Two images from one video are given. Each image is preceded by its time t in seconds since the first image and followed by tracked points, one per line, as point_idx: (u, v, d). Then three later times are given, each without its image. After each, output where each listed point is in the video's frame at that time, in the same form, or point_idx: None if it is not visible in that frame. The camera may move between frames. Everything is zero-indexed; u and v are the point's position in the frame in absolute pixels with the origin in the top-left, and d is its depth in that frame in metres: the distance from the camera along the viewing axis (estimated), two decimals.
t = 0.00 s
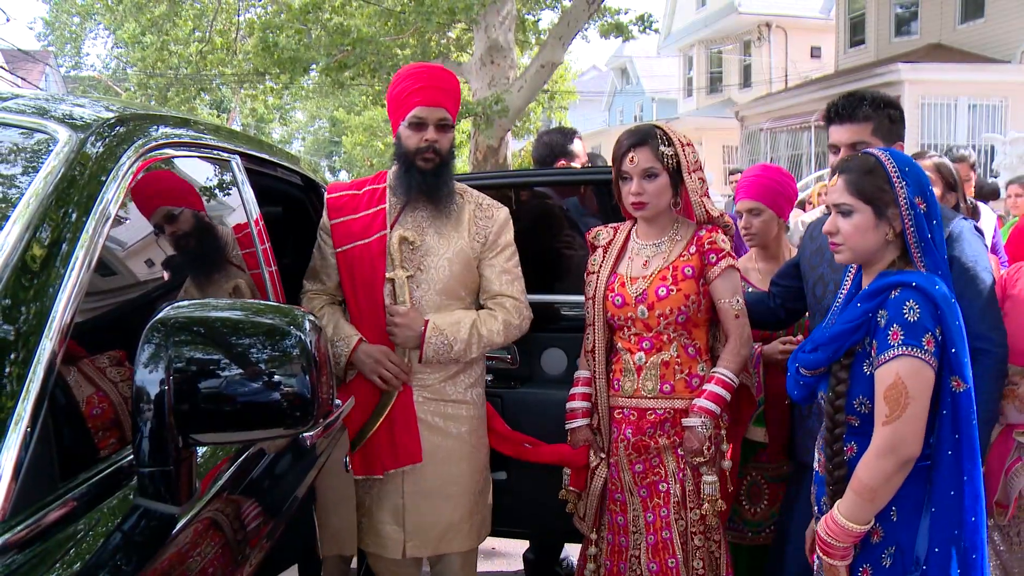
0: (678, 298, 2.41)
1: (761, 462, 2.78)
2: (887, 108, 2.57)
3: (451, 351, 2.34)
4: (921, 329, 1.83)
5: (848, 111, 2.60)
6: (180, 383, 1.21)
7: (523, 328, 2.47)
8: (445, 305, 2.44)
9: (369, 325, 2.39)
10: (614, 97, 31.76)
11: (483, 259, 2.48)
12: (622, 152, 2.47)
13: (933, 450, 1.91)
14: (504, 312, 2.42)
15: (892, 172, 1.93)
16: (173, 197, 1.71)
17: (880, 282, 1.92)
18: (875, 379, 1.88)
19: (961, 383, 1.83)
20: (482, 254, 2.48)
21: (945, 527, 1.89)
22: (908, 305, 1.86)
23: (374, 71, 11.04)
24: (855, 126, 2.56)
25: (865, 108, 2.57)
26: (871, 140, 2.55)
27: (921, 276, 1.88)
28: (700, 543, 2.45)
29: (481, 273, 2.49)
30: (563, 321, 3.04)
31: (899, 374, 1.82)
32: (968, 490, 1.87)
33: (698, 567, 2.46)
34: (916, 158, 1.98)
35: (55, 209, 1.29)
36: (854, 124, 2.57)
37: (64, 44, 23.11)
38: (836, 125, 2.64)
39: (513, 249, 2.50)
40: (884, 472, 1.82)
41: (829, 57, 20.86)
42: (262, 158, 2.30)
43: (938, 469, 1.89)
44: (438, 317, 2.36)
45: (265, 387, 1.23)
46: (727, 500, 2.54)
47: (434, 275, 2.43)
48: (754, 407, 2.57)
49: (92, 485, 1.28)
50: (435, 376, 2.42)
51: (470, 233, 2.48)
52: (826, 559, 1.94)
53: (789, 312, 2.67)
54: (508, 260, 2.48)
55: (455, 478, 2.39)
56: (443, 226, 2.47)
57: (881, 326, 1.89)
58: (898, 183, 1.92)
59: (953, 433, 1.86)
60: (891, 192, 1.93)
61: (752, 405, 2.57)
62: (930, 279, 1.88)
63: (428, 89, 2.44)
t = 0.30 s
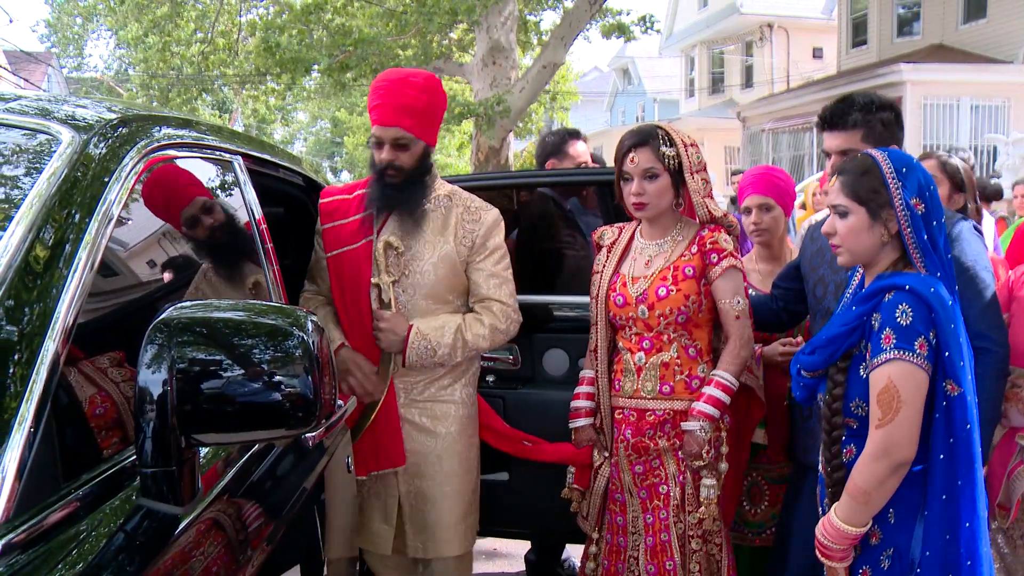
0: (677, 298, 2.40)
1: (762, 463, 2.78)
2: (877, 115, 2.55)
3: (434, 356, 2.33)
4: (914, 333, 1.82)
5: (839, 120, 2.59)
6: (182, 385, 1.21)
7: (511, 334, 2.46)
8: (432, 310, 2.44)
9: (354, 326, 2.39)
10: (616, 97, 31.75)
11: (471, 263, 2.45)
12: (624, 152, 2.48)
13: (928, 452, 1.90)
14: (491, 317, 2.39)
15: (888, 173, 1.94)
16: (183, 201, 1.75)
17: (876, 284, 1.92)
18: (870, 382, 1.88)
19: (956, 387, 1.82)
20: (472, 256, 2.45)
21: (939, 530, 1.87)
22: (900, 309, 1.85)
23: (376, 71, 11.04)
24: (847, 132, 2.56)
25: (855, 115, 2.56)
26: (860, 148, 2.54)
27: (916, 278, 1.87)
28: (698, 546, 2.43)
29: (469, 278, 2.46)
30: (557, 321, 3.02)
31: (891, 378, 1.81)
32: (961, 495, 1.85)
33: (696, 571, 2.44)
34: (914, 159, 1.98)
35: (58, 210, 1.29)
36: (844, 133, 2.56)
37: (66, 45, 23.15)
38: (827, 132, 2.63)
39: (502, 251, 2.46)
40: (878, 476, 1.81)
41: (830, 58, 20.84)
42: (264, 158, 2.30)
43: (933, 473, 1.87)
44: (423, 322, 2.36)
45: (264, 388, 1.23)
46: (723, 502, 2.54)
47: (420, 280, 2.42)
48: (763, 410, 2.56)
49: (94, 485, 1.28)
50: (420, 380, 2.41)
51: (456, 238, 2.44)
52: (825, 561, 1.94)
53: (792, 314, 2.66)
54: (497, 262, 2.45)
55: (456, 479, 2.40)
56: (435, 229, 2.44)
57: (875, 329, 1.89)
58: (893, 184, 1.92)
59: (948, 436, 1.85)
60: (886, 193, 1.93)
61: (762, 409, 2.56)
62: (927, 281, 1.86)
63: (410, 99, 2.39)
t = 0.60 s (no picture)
0: (681, 298, 2.39)
1: (768, 464, 2.77)
2: (874, 118, 2.53)
3: (431, 362, 2.32)
4: (916, 334, 1.81)
5: (838, 124, 2.58)
6: (189, 384, 1.22)
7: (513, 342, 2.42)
8: (431, 316, 2.41)
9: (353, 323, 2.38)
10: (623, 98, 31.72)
11: (472, 268, 2.41)
12: (630, 152, 2.47)
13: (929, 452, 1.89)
14: (492, 325, 2.36)
15: (891, 174, 1.93)
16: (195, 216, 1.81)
17: (880, 285, 1.91)
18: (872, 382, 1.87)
19: (957, 388, 1.80)
20: (472, 261, 2.41)
21: (936, 530, 1.86)
22: (903, 310, 1.84)
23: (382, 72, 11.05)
24: (844, 140, 2.55)
25: (853, 120, 2.54)
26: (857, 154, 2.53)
27: (919, 279, 1.86)
28: (703, 547, 2.43)
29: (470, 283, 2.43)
30: (567, 322, 3.06)
31: (893, 379, 1.80)
32: (960, 496, 1.84)
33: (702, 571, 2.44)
34: (919, 160, 1.97)
35: (66, 211, 1.30)
36: (841, 140, 2.55)
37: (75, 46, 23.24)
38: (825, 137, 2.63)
39: (503, 257, 2.43)
40: (880, 477, 1.81)
41: (836, 58, 20.75)
42: (270, 159, 2.31)
43: (933, 473, 1.86)
44: (421, 328, 2.35)
45: (268, 386, 1.23)
46: (731, 504, 2.52)
47: (417, 285, 2.40)
48: (777, 415, 2.54)
49: (103, 485, 1.29)
50: (419, 383, 2.40)
51: (455, 243, 2.41)
52: (829, 561, 1.94)
53: (799, 316, 2.66)
54: (497, 269, 2.41)
55: (460, 478, 2.41)
56: (434, 233, 2.41)
57: (878, 330, 1.89)
58: (896, 185, 1.92)
59: (948, 438, 1.84)
60: (890, 194, 1.92)
61: (775, 412, 2.54)
62: (927, 282, 1.85)
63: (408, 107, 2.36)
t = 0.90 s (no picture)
0: (686, 298, 2.39)
1: (776, 464, 2.76)
2: (882, 120, 2.53)
3: (430, 373, 2.30)
4: (925, 332, 1.81)
5: (846, 127, 2.57)
6: (198, 385, 1.22)
7: (515, 353, 2.38)
8: (431, 324, 2.40)
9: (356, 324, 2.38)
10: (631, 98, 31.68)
11: (473, 277, 2.36)
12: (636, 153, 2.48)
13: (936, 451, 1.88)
14: (493, 335, 2.32)
15: (894, 175, 1.92)
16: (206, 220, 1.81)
17: (887, 284, 1.90)
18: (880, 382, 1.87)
19: (964, 387, 1.80)
20: (472, 269, 2.36)
21: (942, 528, 1.85)
22: (911, 309, 1.83)
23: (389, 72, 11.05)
24: (853, 141, 2.54)
25: (861, 122, 2.53)
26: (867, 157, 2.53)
27: (927, 278, 1.85)
28: (709, 550, 2.41)
29: (472, 291, 2.38)
30: (579, 324, 3.01)
31: (901, 378, 1.80)
32: (966, 493, 1.83)
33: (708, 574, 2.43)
34: (922, 161, 1.96)
35: (76, 212, 1.31)
36: (851, 141, 2.54)
37: (84, 48, 23.34)
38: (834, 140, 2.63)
39: (505, 265, 2.37)
40: (889, 475, 1.80)
41: (845, 58, 20.59)
42: (278, 160, 2.33)
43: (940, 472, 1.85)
44: (420, 339, 2.35)
45: (274, 386, 1.24)
46: (737, 506, 2.50)
47: (416, 292, 2.39)
48: (787, 417, 2.54)
49: (112, 485, 1.29)
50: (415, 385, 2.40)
51: (455, 251, 2.36)
52: (837, 560, 1.93)
53: (808, 316, 2.65)
54: (499, 279, 2.35)
55: (470, 480, 2.41)
56: (434, 241, 2.38)
57: (886, 329, 1.88)
58: (899, 186, 1.91)
59: (955, 436, 1.83)
60: (893, 195, 1.92)
61: (786, 415, 2.54)
62: (935, 282, 1.84)
63: (405, 121, 2.32)
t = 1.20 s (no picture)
0: (693, 301, 2.38)
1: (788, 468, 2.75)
2: (898, 120, 2.52)
3: (436, 376, 2.31)
4: (939, 332, 1.80)
5: (861, 128, 2.56)
6: (210, 385, 1.23)
7: (522, 357, 2.37)
8: (438, 328, 2.41)
9: (367, 323, 2.44)
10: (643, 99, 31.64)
11: (479, 280, 2.34)
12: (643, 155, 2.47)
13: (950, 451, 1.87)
14: (499, 339, 2.31)
15: (902, 177, 1.91)
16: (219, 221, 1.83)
17: (898, 284, 1.89)
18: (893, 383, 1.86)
19: (977, 386, 1.79)
20: (477, 273, 2.34)
21: (959, 528, 1.85)
22: (925, 309, 1.82)
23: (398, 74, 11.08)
24: (870, 141, 2.53)
25: (877, 122, 2.53)
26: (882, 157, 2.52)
27: (938, 279, 1.84)
28: (712, 556, 2.39)
29: (479, 294, 2.37)
30: (591, 325, 3.00)
31: (916, 378, 1.79)
32: (982, 493, 1.82)
33: None
34: (930, 162, 1.95)
35: (89, 213, 1.32)
36: (867, 141, 2.53)
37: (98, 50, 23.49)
38: (849, 140, 2.60)
39: (512, 270, 2.34)
40: (904, 475, 1.79)
41: (853, 58, 20.50)
42: (288, 160, 2.34)
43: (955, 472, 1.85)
44: (425, 342, 2.35)
45: (285, 386, 1.24)
46: (742, 511, 2.49)
47: (420, 295, 2.39)
48: (797, 423, 2.52)
49: (124, 485, 1.30)
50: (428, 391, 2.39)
51: (460, 254, 2.34)
52: (849, 560, 1.92)
53: (820, 318, 2.64)
54: (504, 281, 2.33)
55: (473, 478, 2.40)
56: (439, 243, 2.36)
57: (899, 329, 1.86)
58: (908, 188, 1.90)
59: (969, 435, 1.82)
60: (902, 197, 1.90)
61: (796, 421, 2.52)
62: (948, 283, 1.83)
63: (410, 126, 2.30)
